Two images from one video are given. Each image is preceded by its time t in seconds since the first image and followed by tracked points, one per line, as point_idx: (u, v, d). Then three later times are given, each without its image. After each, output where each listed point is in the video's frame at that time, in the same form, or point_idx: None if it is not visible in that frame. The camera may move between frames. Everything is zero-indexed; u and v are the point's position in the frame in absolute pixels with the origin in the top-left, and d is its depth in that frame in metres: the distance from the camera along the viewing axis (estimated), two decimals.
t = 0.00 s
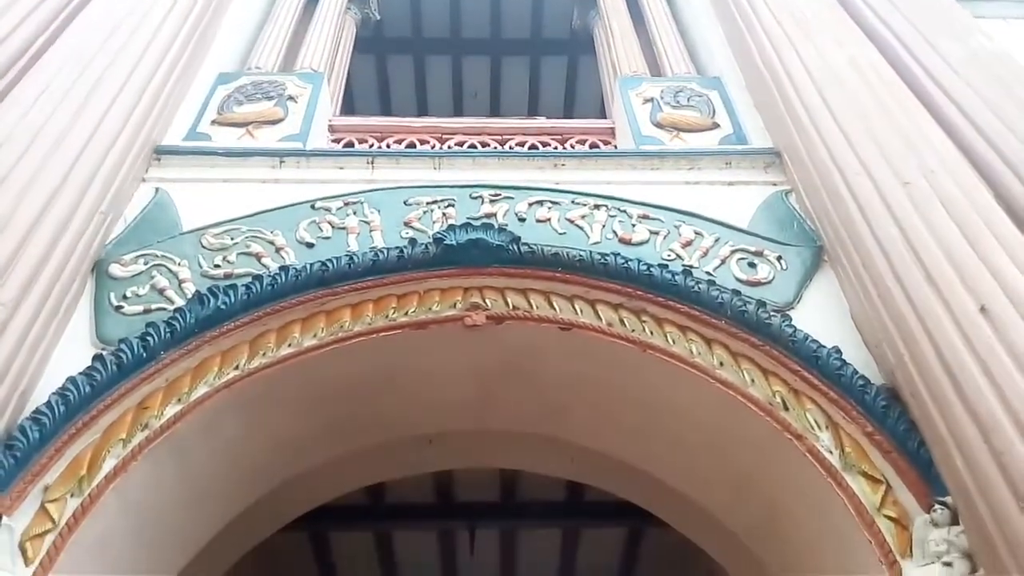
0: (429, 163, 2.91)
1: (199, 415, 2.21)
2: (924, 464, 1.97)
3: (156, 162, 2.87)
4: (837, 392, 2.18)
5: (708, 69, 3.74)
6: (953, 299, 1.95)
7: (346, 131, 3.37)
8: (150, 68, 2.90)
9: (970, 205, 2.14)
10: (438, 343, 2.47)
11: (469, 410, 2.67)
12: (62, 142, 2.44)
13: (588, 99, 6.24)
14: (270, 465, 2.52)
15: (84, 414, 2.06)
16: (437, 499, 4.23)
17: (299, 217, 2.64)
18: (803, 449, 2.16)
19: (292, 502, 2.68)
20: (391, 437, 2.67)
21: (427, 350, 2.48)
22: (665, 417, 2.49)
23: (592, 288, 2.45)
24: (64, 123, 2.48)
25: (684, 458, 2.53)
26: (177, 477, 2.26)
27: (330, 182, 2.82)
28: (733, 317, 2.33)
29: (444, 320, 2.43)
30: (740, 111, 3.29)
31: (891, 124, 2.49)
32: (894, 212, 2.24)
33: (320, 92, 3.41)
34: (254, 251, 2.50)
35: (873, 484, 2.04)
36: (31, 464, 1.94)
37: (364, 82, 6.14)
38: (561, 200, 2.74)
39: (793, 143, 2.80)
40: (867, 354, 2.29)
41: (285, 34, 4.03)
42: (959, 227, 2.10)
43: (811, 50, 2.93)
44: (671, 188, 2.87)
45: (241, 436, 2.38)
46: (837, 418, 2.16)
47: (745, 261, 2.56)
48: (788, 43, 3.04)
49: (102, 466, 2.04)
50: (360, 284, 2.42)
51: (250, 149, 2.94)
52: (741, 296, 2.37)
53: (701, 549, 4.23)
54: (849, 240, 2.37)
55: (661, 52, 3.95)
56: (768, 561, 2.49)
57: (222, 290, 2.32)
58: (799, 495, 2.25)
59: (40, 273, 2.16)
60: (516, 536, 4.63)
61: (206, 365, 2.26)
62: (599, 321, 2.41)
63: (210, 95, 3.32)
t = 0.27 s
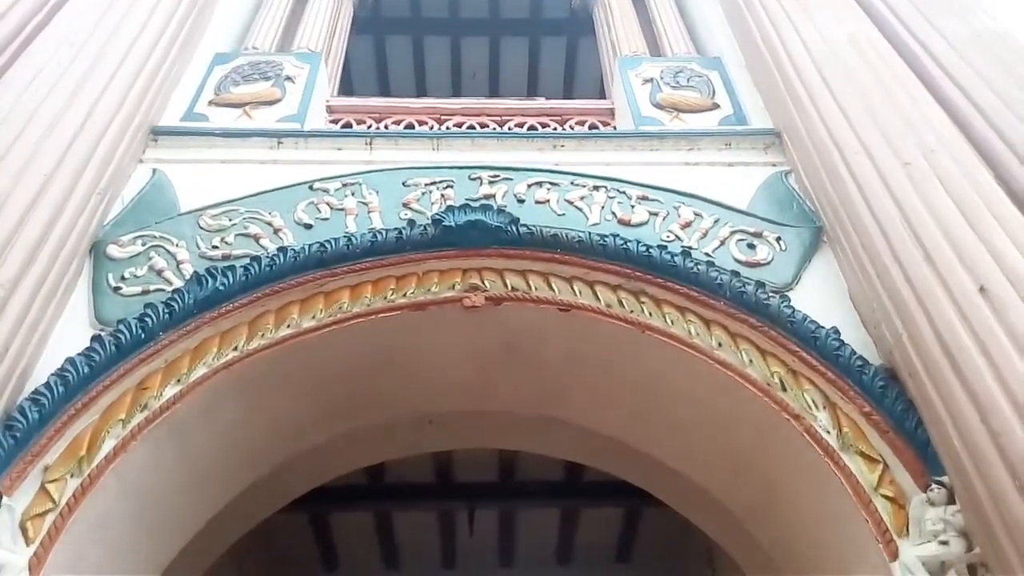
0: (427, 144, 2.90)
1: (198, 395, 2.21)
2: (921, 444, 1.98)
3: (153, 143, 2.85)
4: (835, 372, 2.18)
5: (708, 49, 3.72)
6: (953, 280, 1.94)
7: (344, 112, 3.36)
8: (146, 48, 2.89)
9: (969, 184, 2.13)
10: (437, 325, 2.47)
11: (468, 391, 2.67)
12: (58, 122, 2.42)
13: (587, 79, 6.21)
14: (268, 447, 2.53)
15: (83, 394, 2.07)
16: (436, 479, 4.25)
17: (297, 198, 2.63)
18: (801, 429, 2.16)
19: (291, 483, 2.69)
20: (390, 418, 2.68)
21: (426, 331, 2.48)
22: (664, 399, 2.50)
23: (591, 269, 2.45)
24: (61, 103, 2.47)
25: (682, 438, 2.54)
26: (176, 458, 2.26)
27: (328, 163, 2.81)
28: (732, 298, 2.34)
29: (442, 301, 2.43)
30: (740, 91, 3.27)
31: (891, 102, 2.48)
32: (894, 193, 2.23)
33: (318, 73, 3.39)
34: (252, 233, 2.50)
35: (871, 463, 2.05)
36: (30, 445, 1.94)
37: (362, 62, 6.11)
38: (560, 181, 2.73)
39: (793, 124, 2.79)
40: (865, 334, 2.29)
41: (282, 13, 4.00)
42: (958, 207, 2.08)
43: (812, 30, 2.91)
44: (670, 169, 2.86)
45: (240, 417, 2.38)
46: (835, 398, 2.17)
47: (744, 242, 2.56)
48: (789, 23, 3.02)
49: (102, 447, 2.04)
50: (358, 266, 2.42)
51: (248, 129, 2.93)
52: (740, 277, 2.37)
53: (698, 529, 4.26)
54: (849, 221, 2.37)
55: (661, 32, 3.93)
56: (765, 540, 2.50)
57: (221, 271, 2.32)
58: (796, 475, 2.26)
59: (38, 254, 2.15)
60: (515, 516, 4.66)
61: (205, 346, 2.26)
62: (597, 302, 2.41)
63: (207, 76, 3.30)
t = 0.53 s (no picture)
0: (429, 130, 2.89)
1: (200, 381, 2.22)
2: (921, 431, 1.99)
3: (155, 128, 2.85)
4: (837, 360, 2.19)
5: (711, 36, 3.70)
6: (955, 268, 1.94)
7: (345, 98, 3.35)
8: (147, 32, 2.88)
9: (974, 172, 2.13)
10: (439, 311, 2.47)
11: (470, 378, 2.67)
12: (59, 107, 2.42)
13: (589, 65, 6.19)
14: (270, 433, 2.53)
15: (86, 379, 2.07)
16: (438, 465, 4.28)
17: (299, 184, 2.63)
18: (802, 416, 2.17)
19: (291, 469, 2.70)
20: (391, 404, 2.68)
21: (428, 318, 2.48)
22: (666, 386, 2.50)
23: (593, 256, 2.45)
24: (61, 88, 2.47)
25: (683, 425, 2.54)
26: (179, 443, 2.27)
27: (329, 149, 2.81)
28: (734, 285, 2.34)
29: (444, 288, 2.43)
30: (744, 78, 3.26)
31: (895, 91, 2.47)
32: (897, 180, 2.23)
33: (320, 58, 3.38)
34: (253, 218, 2.50)
35: (871, 451, 2.05)
36: (33, 429, 1.95)
37: (363, 48, 6.09)
38: (562, 168, 2.73)
39: (797, 111, 2.78)
40: (867, 322, 2.29)
41: None
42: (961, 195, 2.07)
43: (816, 17, 2.89)
44: (673, 156, 2.85)
45: (242, 403, 2.39)
46: (836, 385, 2.17)
47: (746, 229, 2.55)
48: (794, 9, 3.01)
49: (104, 431, 2.05)
50: (360, 252, 2.42)
51: (249, 115, 2.92)
52: (742, 265, 2.37)
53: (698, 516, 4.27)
54: (852, 210, 2.37)
55: (664, 18, 3.91)
56: (765, 527, 2.51)
57: (223, 257, 2.33)
58: (796, 462, 2.26)
59: (41, 239, 2.15)
60: (515, 502, 4.68)
61: (208, 331, 2.26)
62: (599, 289, 2.41)
63: (208, 61, 3.29)
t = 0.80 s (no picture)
0: (430, 108, 2.88)
1: (201, 359, 2.22)
2: (920, 410, 2.00)
3: (154, 106, 2.84)
4: (837, 339, 2.19)
5: (714, 13, 3.67)
6: (956, 247, 1.93)
7: (345, 76, 3.33)
8: (145, 9, 2.85)
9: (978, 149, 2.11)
10: (440, 290, 2.47)
11: (471, 357, 2.68)
12: (58, 85, 2.40)
13: (592, 43, 6.14)
14: (271, 412, 2.53)
15: (88, 357, 2.08)
16: (439, 443, 4.29)
17: (299, 162, 2.62)
18: (801, 395, 2.17)
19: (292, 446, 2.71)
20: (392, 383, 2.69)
21: (429, 297, 2.48)
22: (667, 365, 2.50)
23: (594, 236, 2.44)
24: (59, 66, 2.46)
25: (683, 404, 2.54)
26: (181, 420, 2.27)
27: (330, 127, 2.79)
28: (735, 264, 2.33)
29: (445, 267, 2.42)
30: (747, 56, 3.23)
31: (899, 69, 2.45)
32: (900, 159, 2.21)
33: (320, 35, 3.36)
34: (253, 196, 2.49)
35: (870, 429, 2.06)
36: (36, 406, 1.96)
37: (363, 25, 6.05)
38: (563, 146, 2.71)
39: (800, 90, 2.76)
40: (868, 301, 2.29)
41: None
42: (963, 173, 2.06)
43: None
44: (675, 134, 2.83)
45: (244, 381, 2.39)
46: (836, 364, 2.18)
47: (748, 208, 2.55)
48: None
49: (106, 409, 2.05)
50: (361, 231, 2.42)
51: (249, 92, 2.90)
52: (744, 244, 2.37)
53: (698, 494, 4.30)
54: (854, 189, 2.36)
55: None
56: (763, 505, 2.52)
57: (223, 235, 2.32)
58: (795, 441, 2.27)
59: (40, 216, 2.15)
60: (516, 481, 4.70)
61: (209, 310, 2.27)
62: (600, 269, 2.41)
63: (207, 37, 3.27)
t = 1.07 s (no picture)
0: (426, 83, 2.86)
1: (198, 335, 2.22)
2: (916, 386, 2.02)
3: (148, 80, 2.81)
4: (833, 316, 2.20)
5: None
6: (954, 224, 1.93)
7: (341, 50, 3.29)
8: None
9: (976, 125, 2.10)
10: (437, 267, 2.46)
11: (468, 334, 2.68)
12: (51, 59, 2.38)
13: (590, 18, 6.10)
14: (268, 389, 2.53)
15: (84, 333, 2.08)
16: (436, 420, 4.31)
17: (294, 138, 2.60)
18: (797, 371, 2.18)
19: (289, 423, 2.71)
20: (389, 359, 2.69)
21: (426, 274, 2.47)
22: (664, 342, 2.50)
23: (591, 212, 2.44)
24: (52, 39, 2.43)
25: (679, 381, 2.55)
26: (178, 397, 2.28)
27: (326, 102, 2.77)
28: (733, 241, 2.34)
29: (442, 243, 2.42)
30: (746, 31, 3.21)
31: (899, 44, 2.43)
32: (899, 136, 2.20)
33: (315, 8, 3.32)
34: (249, 172, 2.48)
35: (865, 405, 2.07)
36: (32, 381, 1.96)
37: None
38: (560, 122, 2.70)
39: (799, 66, 2.74)
40: (864, 278, 2.29)
41: None
42: (961, 149, 2.06)
43: None
44: (673, 110, 2.82)
45: (241, 357, 2.39)
46: (832, 341, 2.19)
47: (746, 185, 2.54)
48: None
49: (104, 384, 2.06)
50: (358, 207, 2.42)
51: (243, 67, 2.88)
52: (741, 221, 2.37)
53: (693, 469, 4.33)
54: (853, 166, 2.35)
55: None
56: (756, 482, 2.53)
57: (219, 210, 2.32)
58: (791, 417, 2.27)
59: (35, 192, 2.13)
60: (512, 456, 4.73)
61: (205, 286, 2.26)
62: (597, 245, 2.40)
63: (201, 11, 3.23)
